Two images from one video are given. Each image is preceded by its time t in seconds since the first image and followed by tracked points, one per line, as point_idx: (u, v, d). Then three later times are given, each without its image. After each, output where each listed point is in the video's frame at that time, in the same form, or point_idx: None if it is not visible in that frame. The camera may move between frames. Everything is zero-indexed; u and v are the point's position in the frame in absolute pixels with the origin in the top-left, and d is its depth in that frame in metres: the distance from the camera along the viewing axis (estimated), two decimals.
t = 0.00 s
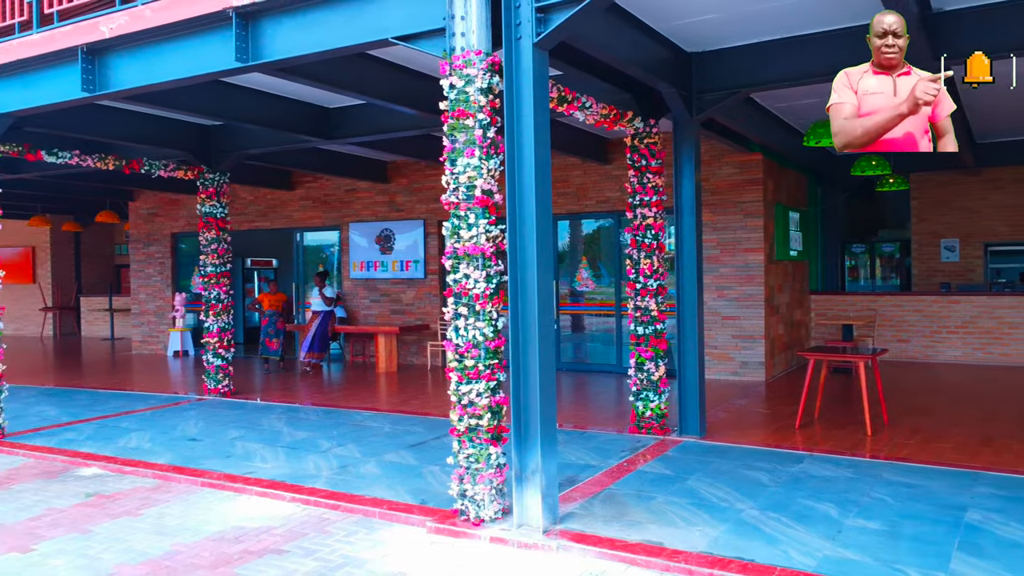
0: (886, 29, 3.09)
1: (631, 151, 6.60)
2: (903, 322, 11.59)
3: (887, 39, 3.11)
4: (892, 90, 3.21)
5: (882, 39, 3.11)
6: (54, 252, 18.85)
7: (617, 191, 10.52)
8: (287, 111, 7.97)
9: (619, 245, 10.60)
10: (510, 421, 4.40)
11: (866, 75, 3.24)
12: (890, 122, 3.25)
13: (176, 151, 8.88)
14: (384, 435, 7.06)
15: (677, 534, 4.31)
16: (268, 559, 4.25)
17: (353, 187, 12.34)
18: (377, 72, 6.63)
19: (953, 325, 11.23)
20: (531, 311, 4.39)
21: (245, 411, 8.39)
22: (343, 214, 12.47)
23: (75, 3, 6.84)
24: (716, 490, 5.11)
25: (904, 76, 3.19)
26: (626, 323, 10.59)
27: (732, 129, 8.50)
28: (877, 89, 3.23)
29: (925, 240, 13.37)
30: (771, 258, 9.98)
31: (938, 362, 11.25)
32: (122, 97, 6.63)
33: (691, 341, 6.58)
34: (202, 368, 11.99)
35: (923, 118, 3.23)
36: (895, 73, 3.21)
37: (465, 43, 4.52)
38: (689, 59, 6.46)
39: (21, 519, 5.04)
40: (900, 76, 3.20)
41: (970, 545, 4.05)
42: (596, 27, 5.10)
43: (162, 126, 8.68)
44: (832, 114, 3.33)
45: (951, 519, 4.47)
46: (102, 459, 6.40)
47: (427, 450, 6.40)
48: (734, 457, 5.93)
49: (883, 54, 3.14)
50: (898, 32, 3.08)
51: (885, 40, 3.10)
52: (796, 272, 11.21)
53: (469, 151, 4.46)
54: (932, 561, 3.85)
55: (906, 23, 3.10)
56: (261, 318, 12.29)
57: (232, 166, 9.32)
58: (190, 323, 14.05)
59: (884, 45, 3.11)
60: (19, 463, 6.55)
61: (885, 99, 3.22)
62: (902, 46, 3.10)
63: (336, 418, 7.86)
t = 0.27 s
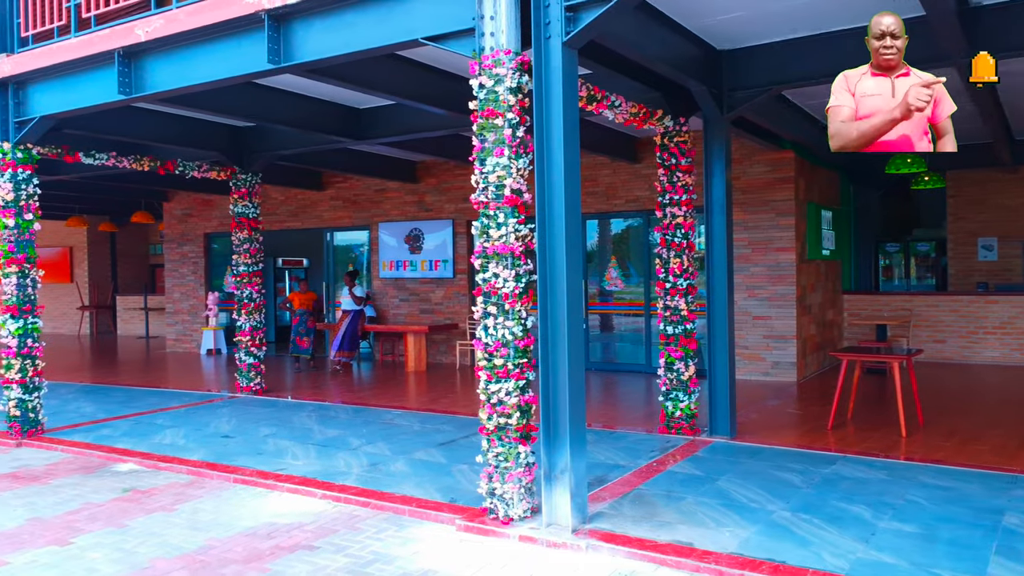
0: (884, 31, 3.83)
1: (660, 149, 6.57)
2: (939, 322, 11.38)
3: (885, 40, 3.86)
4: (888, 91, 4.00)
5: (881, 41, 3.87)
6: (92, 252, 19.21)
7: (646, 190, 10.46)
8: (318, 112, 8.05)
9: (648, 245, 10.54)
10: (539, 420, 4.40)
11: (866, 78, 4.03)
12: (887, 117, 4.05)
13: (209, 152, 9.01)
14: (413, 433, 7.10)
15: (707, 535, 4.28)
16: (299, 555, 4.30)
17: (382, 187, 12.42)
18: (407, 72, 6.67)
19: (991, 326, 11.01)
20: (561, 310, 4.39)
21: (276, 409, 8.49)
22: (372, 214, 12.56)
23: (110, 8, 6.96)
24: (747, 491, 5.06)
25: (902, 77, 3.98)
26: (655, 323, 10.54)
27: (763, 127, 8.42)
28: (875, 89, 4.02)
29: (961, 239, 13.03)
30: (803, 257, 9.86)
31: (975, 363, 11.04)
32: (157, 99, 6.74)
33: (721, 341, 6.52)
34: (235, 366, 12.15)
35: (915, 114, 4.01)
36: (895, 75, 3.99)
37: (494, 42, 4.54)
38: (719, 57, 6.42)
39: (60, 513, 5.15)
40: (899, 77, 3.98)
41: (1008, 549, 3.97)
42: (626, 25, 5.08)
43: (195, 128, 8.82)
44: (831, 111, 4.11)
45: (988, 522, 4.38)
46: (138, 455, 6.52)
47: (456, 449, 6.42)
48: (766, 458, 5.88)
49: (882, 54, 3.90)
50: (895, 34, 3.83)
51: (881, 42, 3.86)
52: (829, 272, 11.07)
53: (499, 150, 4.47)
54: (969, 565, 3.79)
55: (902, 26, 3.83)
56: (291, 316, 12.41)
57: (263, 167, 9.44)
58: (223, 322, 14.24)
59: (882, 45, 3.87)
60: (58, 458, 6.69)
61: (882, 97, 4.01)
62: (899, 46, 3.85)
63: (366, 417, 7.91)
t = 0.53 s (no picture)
0: (885, 29, 3.40)
1: (690, 148, 6.53)
2: (975, 322, 11.16)
3: (886, 39, 3.42)
4: (888, 91, 3.67)
5: (881, 39, 3.43)
6: (127, 252, 19.55)
7: (676, 189, 10.38)
8: (348, 112, 8.11)
9: (678, 244, 10.47)
10: (567, 421, 4.39)
11: (862, 79, 3.71)
12: (886, 120, 3.71)
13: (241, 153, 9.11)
14: (442, 432, 7.12)
15: (738, 536, 4.24)
16: (329, 552, 4.33)
17: (411, 187, 12.48)
18: (435, 73, 6.69)
19: None
20: (589, 310, 4.38)
21: (307, 407, 8.57)
22: (401, 214, 12.62)
23: (144, 11, 7.06)
24: (778, 492, 5.01)
25: (901, 77, 3.67)
26: (684, 323, 10.46)
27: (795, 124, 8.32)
28: (872, 90, 3.69)
29: (1000, 238, 12.70)
30: (836, 256, 9.73)
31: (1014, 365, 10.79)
32: (190, 101, 6.83)
33: (752, 341, 6.47)
34: (266, 364, 12.28)
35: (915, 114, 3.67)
36: (895, 75, 3.65)
37: (522, 41, 4.53)
38: (750, 54, 6.35)
39: (96, 508, 5.25)
40: (899, 76, 3.66)
41: None
42: (655, 22, 5.05)
43: (228, 129, 8.93)
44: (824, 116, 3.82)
45: None
46: (172, 451, 6.62)
47: (484, 448, 6.43)
48: (797, 460, 5.81)
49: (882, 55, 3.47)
50: (896, 33, 3.39)
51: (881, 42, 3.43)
52: (862, 272, 10.90)
53: (527, 149, 4.47)
54: (1007, 570, 3.71)
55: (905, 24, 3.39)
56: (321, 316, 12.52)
57: (294, 167, 9.54)
58: (254, 321, 14.40)
59: (883, 46, 3.43)
60: (94, 454, 6.81)
61: (881, 99, 3.69)
62: (900, 45, 3.41)
63: (395, 416, 7.96)
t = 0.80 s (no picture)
0: (888, 30, 3.47)
1: (720, 146, 6.46)
2: (1015, 323, 10.90)
3: (890, 39, 3.49)
4: (888, 92, 3.73)
5: (885, 40, 3.50)
6: (161, 252, 19.84)
7: (705, 188, 10.28)
8: (376, 112, 8.14)
9: (708, 244, 10.38)
10: (596, 421, 4.36)
11: (862, 79, 3.76)
12: (885, 121, 3.77)
13: (271, 154, 9.19)
14: (469, 431, 7.12)
15: (768, 539, 4.18)
16: (357, 550, 4.34)
17: (439, 187, 12.51)
18: (463, 72, 6.69)
19: None
20: (617, 309, 4.34)
21: (336, 406, 8.62)
22: (429, 214, 12.66)
23: (177, 13, 7.14)
24: (809, 495, 4.93)
25: (902, 78, 3.73)
26: (714, 323, 10.35)
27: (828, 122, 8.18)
28: (872, 90, 3.75)
29: None
30: (870, 256, 9.56)
31: None
32: (221, 102, 6.90)
33: (783, 342, 6.38)
34: (296, 363, 12.39)
35: (914, 115, 3.75)
36: (895, 75, 3.72)
37: (550, 39, 4.51)
38: (781, 50, 6.26)
39: (129, 504, 5.32)
40: (899, 76, 3.72)
41: None
42: (684, 19, 4.99)
43: (258, 130, 9.02)
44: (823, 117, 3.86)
45: None
46: (203, 449, 6.69)
47: (511, 448, 6.41)
48: (830, 462, 5.72)
49: (885, 54, 3.53)
50: (899, 33, 3.46)
51: (884, 42, 3.50)
52: (897, 271, 10.71)
53: (555, 148, 4.45)
54: None
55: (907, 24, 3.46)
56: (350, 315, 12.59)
57: (324, 168, 9.60)
58: (284, 320, 14.53)
59: (885, 45, 3.50)
60: (128, 451, 6.91)
61: (881, 100, 3.74)
62: (902, 45, 3.48)
63: (423, 415, 7.98)
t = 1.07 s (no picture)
0: (889, 36, 3.39)
1: (752, 144, 6.38)
2: None
3: (890, 45, 3.42)
4: (888, 92, 3.64)
5: (886, 46, 3.43)
6: (194, 252, 20.12)
7: (736, 186, 10.16)
8: (405, 113, 8.17)
9: (739, 243, 10.27)
10: (625, 421, 4.32)
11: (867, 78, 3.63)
12: (883, 118, 3.69)
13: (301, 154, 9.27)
14: (498, 431, 7.11)
15: (800, 543, 4.11)
16: (385, 548, 4.35)
17: (468, 186, 12.52)
18: (492, 71, 6.69)
19: None
20: (647, 308, 4.30)
21: (365, 404, 8.66)
22: (458, 214, 12.68)
23: (208, 15, 7.22)
24: (843, 498, 4.84)
25: (902, 76, 3.63)
26: (745, 323, 10.24)
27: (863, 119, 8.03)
28: (875, 89, 3.65)
29: None
30: (905, 254, 9.38)
31: None
32: (252, 103, 6.97)
33: (816, 342, 6.28)
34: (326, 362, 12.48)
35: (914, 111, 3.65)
36: (895, 74, 3.61)
37: (579, 37, 4.49)
38: (814, 46, 6.15)
39: (162, 500, 5.39)
40: (899, 77, 3.63)
41: None
42: (714, 14, 4.92)
43: (288, 131, 9.09)
44: (824, 109, 3.77)
45: None
46: (234, 446, 6.76)
47: (540, 448, 6.39)
48: (864, 465, 5.62)
49: (887, 59, 3.48)
50: (899, 40, 3.38)
51: (886, 46, 3.42)
52: (933, 271, 10.50)
53: (583, 146, 4.41)
54: None
55: (907, 29, 3.38)
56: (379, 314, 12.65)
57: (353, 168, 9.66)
58: (315, 319, 14.65)
59: (886, 50, 3.43)
60: (161, 448, 7.01)
61: (881, 100, 3.66)
62: (903, 51, 3.41)
63: (451, 414, 7.98)
